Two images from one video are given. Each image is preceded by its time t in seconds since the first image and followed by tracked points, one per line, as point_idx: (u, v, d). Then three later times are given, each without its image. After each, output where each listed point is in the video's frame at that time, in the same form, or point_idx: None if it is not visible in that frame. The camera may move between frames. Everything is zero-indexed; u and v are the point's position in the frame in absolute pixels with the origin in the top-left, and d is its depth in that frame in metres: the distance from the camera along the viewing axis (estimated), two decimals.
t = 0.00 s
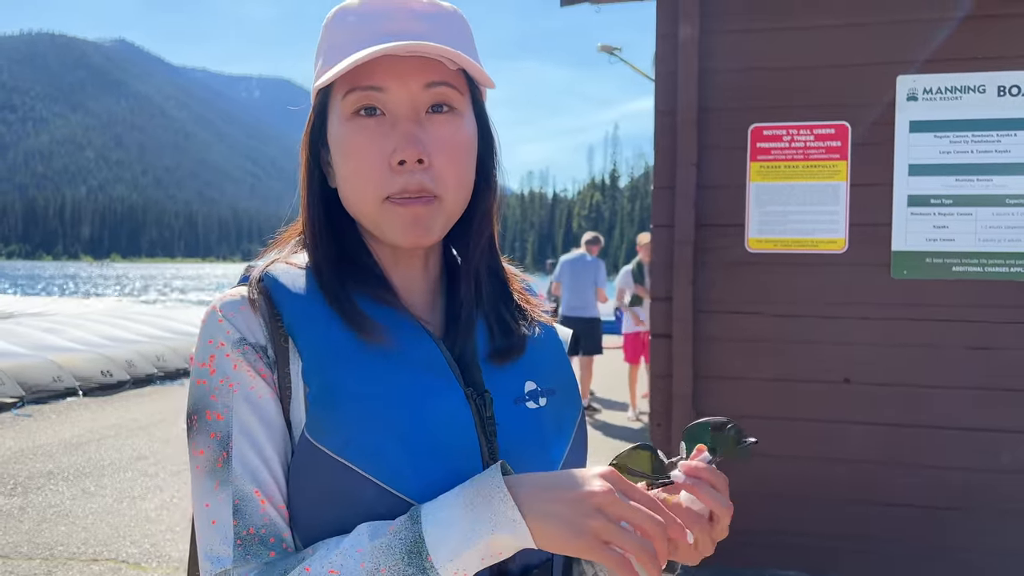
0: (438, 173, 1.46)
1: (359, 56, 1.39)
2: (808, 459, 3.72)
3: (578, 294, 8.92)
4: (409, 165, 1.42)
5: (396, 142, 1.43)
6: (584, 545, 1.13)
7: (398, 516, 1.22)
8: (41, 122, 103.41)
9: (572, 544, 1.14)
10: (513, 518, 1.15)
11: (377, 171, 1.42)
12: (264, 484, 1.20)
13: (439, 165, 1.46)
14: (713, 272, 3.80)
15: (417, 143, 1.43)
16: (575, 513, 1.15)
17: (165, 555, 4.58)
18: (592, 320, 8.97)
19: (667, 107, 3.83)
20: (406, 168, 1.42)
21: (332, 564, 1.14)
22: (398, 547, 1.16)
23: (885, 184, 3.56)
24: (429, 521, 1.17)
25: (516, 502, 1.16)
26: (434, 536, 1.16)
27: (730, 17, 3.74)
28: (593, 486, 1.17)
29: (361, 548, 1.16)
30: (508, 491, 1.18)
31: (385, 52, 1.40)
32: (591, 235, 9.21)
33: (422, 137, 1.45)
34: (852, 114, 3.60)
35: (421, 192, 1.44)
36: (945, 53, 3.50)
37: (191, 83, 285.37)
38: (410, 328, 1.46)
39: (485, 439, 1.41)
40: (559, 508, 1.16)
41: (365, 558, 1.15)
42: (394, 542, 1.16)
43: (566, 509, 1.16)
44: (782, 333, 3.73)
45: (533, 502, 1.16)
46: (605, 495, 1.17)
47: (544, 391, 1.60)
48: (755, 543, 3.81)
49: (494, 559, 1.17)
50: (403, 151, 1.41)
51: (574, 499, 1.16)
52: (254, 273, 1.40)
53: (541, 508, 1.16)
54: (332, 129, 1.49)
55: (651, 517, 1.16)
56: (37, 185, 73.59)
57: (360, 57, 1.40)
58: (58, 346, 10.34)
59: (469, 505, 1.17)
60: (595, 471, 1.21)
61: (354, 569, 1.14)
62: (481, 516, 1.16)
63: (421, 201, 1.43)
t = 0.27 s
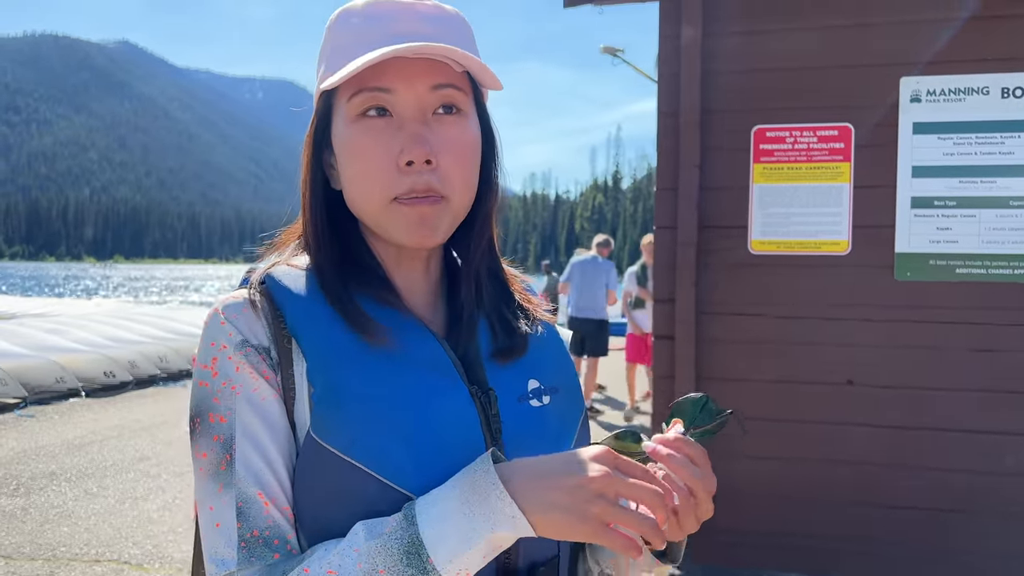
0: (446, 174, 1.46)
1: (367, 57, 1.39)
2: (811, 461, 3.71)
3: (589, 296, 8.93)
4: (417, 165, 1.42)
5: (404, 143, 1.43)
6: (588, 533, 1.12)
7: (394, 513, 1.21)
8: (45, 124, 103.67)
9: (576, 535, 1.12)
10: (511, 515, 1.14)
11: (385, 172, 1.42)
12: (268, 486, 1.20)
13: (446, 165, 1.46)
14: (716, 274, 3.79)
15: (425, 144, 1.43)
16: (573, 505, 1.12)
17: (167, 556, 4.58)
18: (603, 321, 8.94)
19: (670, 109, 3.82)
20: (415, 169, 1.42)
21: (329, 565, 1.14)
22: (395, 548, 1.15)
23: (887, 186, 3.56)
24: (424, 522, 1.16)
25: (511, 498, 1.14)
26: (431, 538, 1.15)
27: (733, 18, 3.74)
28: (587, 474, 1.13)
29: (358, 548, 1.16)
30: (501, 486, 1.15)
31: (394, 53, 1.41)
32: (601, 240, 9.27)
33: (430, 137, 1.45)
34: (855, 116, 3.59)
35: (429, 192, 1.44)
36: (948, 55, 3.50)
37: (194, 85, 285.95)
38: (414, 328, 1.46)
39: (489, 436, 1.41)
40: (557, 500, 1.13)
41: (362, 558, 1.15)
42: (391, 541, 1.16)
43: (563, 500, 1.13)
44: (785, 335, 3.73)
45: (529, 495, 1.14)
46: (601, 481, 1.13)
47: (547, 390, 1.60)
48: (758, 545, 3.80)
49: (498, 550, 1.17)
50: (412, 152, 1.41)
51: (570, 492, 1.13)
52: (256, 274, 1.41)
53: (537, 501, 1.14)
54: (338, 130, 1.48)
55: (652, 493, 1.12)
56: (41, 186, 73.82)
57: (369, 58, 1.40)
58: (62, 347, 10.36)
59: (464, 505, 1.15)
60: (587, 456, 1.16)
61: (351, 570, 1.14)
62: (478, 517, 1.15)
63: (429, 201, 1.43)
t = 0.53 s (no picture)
0: (453, 176, 1.47)
1: (376, 59, 1.39)
2: (814, 464, 3.70)
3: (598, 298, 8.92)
4: (426, 167, 1.43)
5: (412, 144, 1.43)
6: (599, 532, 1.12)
7: (404, 512, 1.21)
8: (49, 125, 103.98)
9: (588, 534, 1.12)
10: (522, 510, 1.13)
11: (393, 173, 1.42)
12: (273, 492, 1.20)
13: (454, 167, 1.46)
14: (719, 276, 3.79)
15: (433, 146, 1.44)
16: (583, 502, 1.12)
17: (170, 558, 4.58)
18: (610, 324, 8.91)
19: (673, 111, 3.81)
20: (423, 170, 1.42)
21: (339, 565, 1.14)
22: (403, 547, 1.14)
23: (891, 187, 3.55)
24: (433, 520, 1.15)
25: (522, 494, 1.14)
26: (441, 536, 1.14)
27: (736, 20, 3.74)
28: (598, 471, 1.14)
29: (366, 548, 1.15)
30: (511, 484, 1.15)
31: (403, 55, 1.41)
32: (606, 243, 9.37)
33: (438, 139, 1.45)
34: (859, 118, 3.59)
35: (437, 193, 1.44)
36: (952, 57, 3.49)
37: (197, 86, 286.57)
38: (419, 330, 1.46)
39: (496, 436, 1.41)
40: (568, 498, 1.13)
41: (371, 558, 1.14)
42: (399, 541, 1.15)
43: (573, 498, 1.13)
44: (788, 337, 3.72)
45: (539, 494, 1.14)
46: (611, 479, 1.14)
47: (553, 390, 1.60)
48: (761, 548, 3.79)
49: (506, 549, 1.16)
50: (420, 153, 1.41)
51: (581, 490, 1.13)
52: (259, 279, 1.42)
53: (548, 499, 1.13)
54: (344, 131, 1.47)
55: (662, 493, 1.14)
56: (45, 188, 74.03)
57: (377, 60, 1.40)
58: (65, 348, 10.38)
59: (473, 501, 1.15)
60: (596, 456, 1.18)
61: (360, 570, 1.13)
62: (489, 511, 1.14)
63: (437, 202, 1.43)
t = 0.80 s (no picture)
0: (449, 175, 1.46)
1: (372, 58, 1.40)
2: (818, 466, 3.69)
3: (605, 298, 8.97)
4: (421, 166, 1.43)
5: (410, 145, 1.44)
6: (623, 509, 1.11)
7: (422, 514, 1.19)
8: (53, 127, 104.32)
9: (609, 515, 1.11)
10: (541, 508, 1.11)
11: (392, 173, 1.43)
12: (287, 491, 1.20)
13: (451, 167, 1.46)
14: (724, 278, 3.79)
15: (429, 145, 1.44)
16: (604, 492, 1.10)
17: (175, 559, 4.59)
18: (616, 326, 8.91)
19: (678, 113, 3.82)
20: (419, 170, 1.43)
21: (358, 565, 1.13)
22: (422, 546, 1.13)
23: (896, 190, 3.55)
24: (452, 522, 1.14)
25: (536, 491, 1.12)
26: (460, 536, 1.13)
27: (741, 22, 3.74)
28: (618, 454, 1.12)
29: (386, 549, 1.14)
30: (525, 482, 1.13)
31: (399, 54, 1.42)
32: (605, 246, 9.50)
33: (435, 138, 1.45)
34: (864, 120, 3.58)
35: (434, 193, 1.44)
36: (957, 59, 3.49)
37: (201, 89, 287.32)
38: (432, 331, 1.47)
39: (509, 437, 1.41)
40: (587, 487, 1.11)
41: (389, 559, 1.13)
42: (416, 541, 1.14)
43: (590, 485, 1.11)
44: (793, 340, 3.71)
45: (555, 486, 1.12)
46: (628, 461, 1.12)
47: (565, 393, 1.60)
48: (765, 550, 3.78)
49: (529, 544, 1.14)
50: (416, 154, 1.41)
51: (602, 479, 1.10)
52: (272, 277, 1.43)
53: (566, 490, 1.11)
54: (346, 132, 1.49)
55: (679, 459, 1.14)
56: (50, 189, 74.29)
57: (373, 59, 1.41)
58: (70, 349, 10.42)
59: (491, 498, 1.13)
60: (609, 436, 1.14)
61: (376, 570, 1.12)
62: (504, 510, 1.12)
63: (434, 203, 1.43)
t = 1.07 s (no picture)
0: (455, 177, 1.46)
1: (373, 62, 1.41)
2: (822, 469, 3.68)
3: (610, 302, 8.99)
4: (427, 169, 1.43)
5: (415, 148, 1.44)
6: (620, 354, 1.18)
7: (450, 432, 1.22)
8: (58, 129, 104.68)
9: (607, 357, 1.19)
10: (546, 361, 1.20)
11: (397, 177, 1.43)
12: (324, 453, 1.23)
13: (457, 169, 1.46)
14: (728, 281, 3.78)
15: (433, 147, 1.44)
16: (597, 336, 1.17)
17: (178, 560, 4.60)
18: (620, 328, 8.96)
19: (681, 116, 3.82)
20: (425, 173, 1.42)
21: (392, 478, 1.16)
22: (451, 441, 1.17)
23: (900, 192, 3.54)
24: (480, 412, 1.18)
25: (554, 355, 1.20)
26: (488, 419, 1.17)
27: (744, 25, 3.74)
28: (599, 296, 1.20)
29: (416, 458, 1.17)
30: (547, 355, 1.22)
31: (400, 58, 1.42)
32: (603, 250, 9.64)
33: (439, 141, 1.46)
34: (868, 122, 3.58)
35: (440, 196, 1.44)
36: (961, 61, 3.48)
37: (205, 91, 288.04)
38: (442, 328, 1.47)
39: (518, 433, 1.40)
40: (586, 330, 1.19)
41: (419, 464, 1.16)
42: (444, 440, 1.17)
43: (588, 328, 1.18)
44: (797, 342, 3.71)
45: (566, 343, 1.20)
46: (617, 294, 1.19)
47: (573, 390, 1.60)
48: (769, 553, 3.77)
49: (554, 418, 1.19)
50: (421, 156, 1.41)
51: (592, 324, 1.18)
52: (278, 282, 1.42)
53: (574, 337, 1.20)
54: (349, 138, 1.49)
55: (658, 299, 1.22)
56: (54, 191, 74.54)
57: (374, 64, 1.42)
58: (74, 351, 10.44)
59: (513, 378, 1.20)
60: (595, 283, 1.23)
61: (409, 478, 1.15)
62: (527, 380, 1.18)
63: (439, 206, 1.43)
